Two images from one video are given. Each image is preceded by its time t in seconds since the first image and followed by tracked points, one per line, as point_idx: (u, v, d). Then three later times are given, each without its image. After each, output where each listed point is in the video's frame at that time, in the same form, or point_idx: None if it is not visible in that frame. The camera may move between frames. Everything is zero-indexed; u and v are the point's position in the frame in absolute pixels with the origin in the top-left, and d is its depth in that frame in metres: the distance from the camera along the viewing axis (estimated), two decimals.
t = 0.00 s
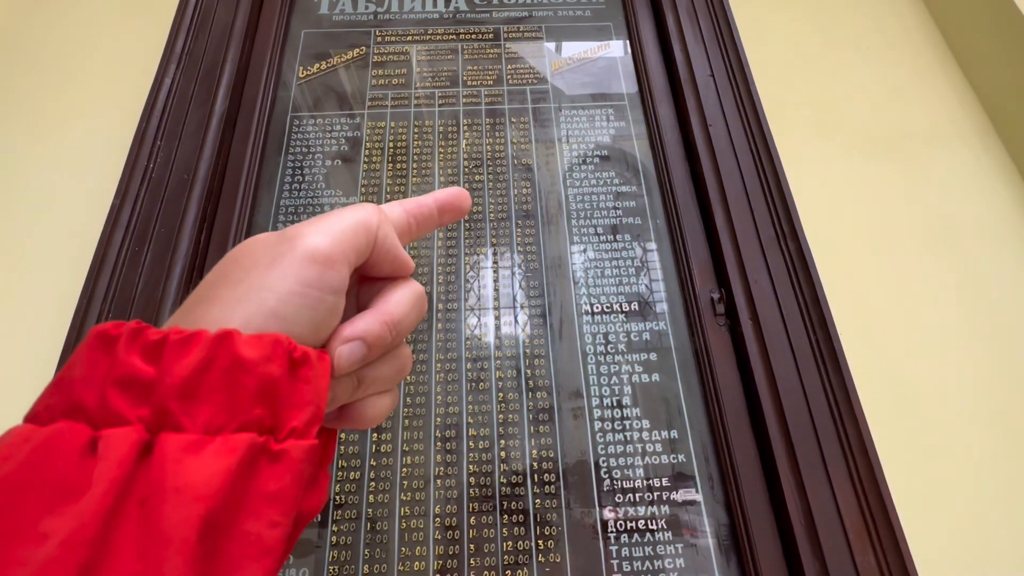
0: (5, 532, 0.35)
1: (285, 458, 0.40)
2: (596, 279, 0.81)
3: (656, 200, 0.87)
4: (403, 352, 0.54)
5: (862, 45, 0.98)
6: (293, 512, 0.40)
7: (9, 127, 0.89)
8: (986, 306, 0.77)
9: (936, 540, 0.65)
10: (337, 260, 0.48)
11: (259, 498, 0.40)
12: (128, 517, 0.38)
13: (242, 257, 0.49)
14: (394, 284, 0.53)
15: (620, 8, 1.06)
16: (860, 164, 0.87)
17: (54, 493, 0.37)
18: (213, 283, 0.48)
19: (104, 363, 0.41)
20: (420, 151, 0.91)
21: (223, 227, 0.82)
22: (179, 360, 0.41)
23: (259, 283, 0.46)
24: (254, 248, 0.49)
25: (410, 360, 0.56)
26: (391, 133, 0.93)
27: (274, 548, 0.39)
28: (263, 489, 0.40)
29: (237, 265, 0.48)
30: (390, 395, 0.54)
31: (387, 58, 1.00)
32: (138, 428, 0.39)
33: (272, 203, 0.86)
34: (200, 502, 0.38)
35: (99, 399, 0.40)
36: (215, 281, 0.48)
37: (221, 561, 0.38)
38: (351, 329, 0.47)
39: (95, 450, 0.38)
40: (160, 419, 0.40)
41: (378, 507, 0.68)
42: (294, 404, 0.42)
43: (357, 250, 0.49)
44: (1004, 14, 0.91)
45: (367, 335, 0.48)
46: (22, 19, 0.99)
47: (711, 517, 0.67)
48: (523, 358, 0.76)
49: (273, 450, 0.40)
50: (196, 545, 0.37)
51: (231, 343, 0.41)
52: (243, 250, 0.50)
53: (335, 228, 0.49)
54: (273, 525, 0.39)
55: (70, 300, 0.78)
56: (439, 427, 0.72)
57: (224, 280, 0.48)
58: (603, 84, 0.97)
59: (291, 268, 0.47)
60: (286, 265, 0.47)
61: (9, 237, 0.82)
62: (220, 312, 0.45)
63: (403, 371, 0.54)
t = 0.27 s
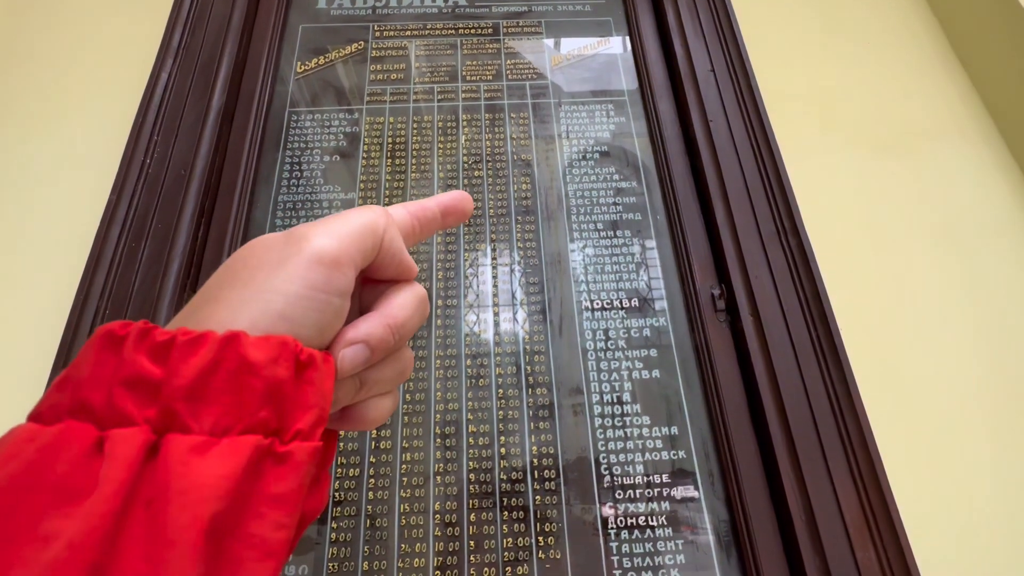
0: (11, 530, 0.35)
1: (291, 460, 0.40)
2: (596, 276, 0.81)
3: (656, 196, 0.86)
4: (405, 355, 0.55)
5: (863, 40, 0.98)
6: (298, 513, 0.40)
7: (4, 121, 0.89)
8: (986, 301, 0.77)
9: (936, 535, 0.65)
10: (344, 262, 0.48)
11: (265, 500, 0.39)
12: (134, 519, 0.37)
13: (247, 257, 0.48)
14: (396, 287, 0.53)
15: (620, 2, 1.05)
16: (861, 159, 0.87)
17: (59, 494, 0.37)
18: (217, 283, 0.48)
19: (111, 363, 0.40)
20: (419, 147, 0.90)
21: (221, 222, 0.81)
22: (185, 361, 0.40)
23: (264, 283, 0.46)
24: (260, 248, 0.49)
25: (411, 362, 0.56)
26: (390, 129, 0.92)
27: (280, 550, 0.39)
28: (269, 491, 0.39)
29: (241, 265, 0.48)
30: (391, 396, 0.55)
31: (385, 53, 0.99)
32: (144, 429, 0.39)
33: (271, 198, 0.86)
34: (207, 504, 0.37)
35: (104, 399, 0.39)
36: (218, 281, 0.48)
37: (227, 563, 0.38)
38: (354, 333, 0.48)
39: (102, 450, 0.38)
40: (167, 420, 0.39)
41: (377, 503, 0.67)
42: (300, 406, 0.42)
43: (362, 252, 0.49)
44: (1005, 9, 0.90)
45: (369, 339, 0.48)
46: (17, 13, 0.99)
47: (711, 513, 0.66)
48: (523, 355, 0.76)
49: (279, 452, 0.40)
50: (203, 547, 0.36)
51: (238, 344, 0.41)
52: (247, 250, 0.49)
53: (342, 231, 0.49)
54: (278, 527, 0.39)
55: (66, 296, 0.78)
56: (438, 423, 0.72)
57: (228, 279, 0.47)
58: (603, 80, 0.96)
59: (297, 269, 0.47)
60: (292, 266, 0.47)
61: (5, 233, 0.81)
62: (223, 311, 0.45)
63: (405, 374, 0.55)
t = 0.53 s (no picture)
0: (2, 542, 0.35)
1: (286, 473, 0.40)
2: (596, 272, 0.80)
3: (656, 191, 0.86)
4: (404, 363, 0.53)
5: (864, 35, 0.97)
6: (292, 527, 0.40)
7: None
8: (987, 297, 0.76)
9: (937, 531, 0.64)
10: (345, 269, 0.47)
11: (259, 514, 0.39)
12: (126, 530, 0.37)
13: (248, 264, 0.48)
14: (398, 295, 0.51)
15: None
16: (862, 154, 0.87)
17: (52, 503, 0.37)
18: (217, 289, 0.47)
19: (105, 372, 0.39)
20: (417, 142, 0.90)
21: (218, 219, 0.81)
22: (181, 371, 0.39)
23: (263, 292, 0.45)
24: (262, 255, 0.48)
25: (411, 370, 0.55)
26: (388, 124, 0.91)
27: (272, 565, 0.38)
28: (263, 503, 0.39)
29: (242, 272, 0.47)
30: (390, 405, 0.54)
31: (384, 48, 0.98)
32: (138, 439, 0.38)
33: (268, 193, 0.85)
34: (199, 518, 0.37)
35: (97, 407, 0.39)
36: (219, 287, 0.47)
37: None
38: (353, 341, 0.47)
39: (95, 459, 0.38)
40: (161, 431, 0.39)
41: (376, 500, 0.67)
42: (297, 418, 0.41)
43: (364, 259, 0.48)
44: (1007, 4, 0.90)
45: (368, 348, 0.47)
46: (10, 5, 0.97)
47: (711, 510, 0.66)
48: (523, 351, 0.75)
49: (274, 464, 0.40)
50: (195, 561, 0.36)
51: (234, 354, 0.40)
52: (250, 256, 0.48)
53: (344, 237, 0.47)
54: (272, 540, 0.39)
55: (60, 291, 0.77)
56: (438, 420, 0.71)
57: (229, 287, 0.46)
58: (603, 74, 0.96)
59: (297, 277, 0.45)
60: (291, 274, 0.46)
61: None
62: (222, 320, 0.44)
63: (404, 382, 0.53)
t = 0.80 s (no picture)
0: None
1: (301, 518, 0.38)
2: (596, 267, 0.80)
3: (657, 186, 0.85)
4: (417, 401, 0.52)
5: (866, 29, 0.97)
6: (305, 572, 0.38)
7: None
8: (989, 293, 0.76)
9: (938, 526, 0.64)
10: (370, 316, 0.44)
11: (273, 557, 0.38)
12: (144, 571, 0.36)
13: (273, 304, 0.46)
14: (418, 336, 0.49)
15: None
16: (864, 150, 0.86)
17: (76, 539, 0.36)
18: (244, 325, 0.45)
19: (138, 407, 0.39)
20: (417, 137, 0.89)
21: (216, 214, 0.80)
22: (209, 411, 0.39)
23: (288, 334, 0.43)
24: (287, 296, 0.46)
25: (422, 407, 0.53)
26: (387, 118, 0.91)
27: None
28: (277, 547, 0.38)
29: (267, 311, 0.45)
30: (398, 441, 0.52)
31: (383, 42, 0.98)
32: (162, 478, 0.38)
33: (266, 188, 0.85)
34: (215, 561, 0.36)
35: (127, 443, 0.39)
36: (245, 324, 0.45)
37: None
38: (369, 383, 0.45)
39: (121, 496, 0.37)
40: (186, 471, 0.38)
41: (376, 496, 0.67)
42: (316, 460, 0.40)
43: (389, 304, 0.45)
44: None
45: (384, 390, 0.45)
46: None
47: (710, 505, 0.66)
48: (522, 347, 0.75)
49: (290, 507, 0.38)
50: None
51: (261, 397, 0.39)
52: (275, 296, 0.46)
53: (367, 282, 0.45)
54: None
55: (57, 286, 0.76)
56: (437, 415, 0.71)
57: (255, 324, 0.45)
58: (603, 69, 0.95)
59: (321, 321, 0.43)
60: (316, 317, 0.43)
61: None
62: (248, 362, 0.42)
63: (414, 420, 0.52)
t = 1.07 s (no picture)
0: None
1: (288, 539, 0.38)
2: (594, 263, 0.80)
3: (655, 181, 0.85)
4: (404, 419, 0.51)
5: (866, 25, 0.96)
6: None
7: None
8: (987, 288, 0.76)
9: (936, 521, 0.65)
10: (360, 339, 0.44)
11: None
12: None
13: (262, 325, 0.45)
14: (407, 356, 0.49)
15: None
16: (864, 146, 0.86)
17: (64, 559, 0.35)
18: (234, 345, 0.44)
19: (130, 428, 0.38)
20: (415, 131, 0.89)
21: (213, 209, 0.80)
22: (200, 433, 0.38)
23: (278, 356, 0.42)
24: (277, 317, 0.45)
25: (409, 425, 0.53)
26: (385, 112, 0.90)
27: None
28: (263, 567, 0.37)
29: (257, 331, 0.44)
30: (385, 459, 0.52)
31: (380, 35, 0.97)
32: (151, 497, 0.37)
33: (264, 181, 0.84)
34: None
35: (119, 463, 0.38)
36: (235, 343, 0.44)
37: None
38: (358, 404, 0.45)
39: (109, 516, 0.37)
40: (175, 491, 0.37)
41: (373, 491, 0.67)
42: (303, 480, 0.39)
43: (379, 327, 0.44)
44: None
45: (372, 411, 0.45)
46: None
47: (708, 501, 0.66)
48: (521, 342, 0.75)
49: (276, 527, 0.38)
50: None
51: (252, 419, 0.39)
52: (265, 317, 0.46)
53: (358, 306, 0.44)
54: None
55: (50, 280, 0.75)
56: (434, 410, 0.71)
57: (245, 344, 0.44)
58: (602, 63, 0.95)
59: (312, 344, 0.42)
60: (307, 340, 0.43)
61: None
62: (237, 382, 0.41)
63: (401, 438, 0.52)
